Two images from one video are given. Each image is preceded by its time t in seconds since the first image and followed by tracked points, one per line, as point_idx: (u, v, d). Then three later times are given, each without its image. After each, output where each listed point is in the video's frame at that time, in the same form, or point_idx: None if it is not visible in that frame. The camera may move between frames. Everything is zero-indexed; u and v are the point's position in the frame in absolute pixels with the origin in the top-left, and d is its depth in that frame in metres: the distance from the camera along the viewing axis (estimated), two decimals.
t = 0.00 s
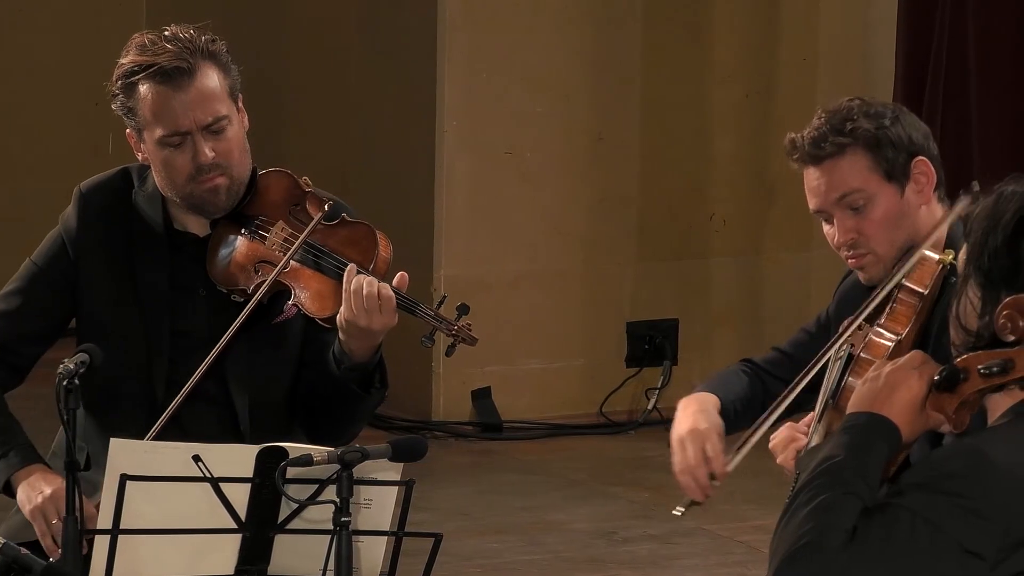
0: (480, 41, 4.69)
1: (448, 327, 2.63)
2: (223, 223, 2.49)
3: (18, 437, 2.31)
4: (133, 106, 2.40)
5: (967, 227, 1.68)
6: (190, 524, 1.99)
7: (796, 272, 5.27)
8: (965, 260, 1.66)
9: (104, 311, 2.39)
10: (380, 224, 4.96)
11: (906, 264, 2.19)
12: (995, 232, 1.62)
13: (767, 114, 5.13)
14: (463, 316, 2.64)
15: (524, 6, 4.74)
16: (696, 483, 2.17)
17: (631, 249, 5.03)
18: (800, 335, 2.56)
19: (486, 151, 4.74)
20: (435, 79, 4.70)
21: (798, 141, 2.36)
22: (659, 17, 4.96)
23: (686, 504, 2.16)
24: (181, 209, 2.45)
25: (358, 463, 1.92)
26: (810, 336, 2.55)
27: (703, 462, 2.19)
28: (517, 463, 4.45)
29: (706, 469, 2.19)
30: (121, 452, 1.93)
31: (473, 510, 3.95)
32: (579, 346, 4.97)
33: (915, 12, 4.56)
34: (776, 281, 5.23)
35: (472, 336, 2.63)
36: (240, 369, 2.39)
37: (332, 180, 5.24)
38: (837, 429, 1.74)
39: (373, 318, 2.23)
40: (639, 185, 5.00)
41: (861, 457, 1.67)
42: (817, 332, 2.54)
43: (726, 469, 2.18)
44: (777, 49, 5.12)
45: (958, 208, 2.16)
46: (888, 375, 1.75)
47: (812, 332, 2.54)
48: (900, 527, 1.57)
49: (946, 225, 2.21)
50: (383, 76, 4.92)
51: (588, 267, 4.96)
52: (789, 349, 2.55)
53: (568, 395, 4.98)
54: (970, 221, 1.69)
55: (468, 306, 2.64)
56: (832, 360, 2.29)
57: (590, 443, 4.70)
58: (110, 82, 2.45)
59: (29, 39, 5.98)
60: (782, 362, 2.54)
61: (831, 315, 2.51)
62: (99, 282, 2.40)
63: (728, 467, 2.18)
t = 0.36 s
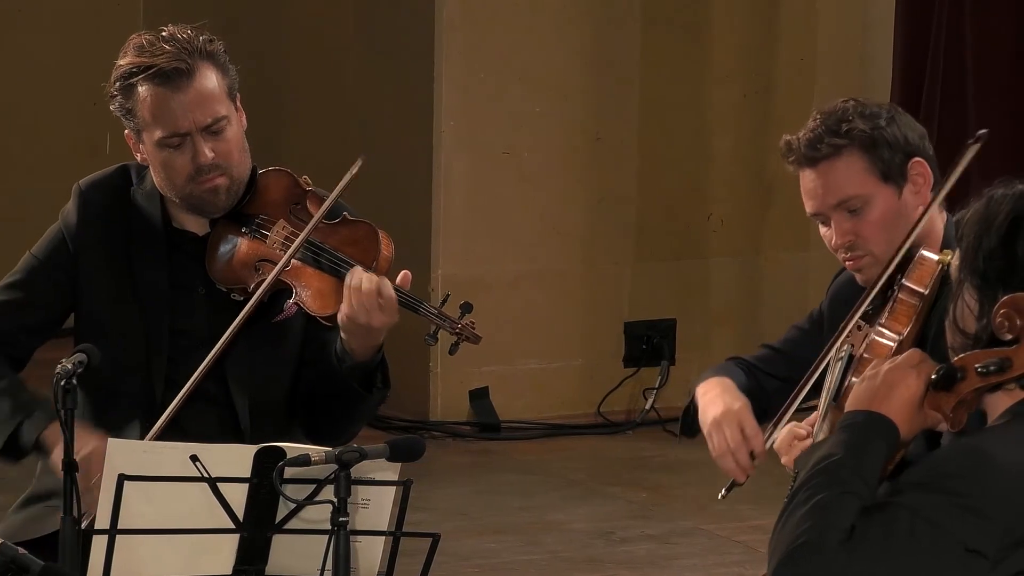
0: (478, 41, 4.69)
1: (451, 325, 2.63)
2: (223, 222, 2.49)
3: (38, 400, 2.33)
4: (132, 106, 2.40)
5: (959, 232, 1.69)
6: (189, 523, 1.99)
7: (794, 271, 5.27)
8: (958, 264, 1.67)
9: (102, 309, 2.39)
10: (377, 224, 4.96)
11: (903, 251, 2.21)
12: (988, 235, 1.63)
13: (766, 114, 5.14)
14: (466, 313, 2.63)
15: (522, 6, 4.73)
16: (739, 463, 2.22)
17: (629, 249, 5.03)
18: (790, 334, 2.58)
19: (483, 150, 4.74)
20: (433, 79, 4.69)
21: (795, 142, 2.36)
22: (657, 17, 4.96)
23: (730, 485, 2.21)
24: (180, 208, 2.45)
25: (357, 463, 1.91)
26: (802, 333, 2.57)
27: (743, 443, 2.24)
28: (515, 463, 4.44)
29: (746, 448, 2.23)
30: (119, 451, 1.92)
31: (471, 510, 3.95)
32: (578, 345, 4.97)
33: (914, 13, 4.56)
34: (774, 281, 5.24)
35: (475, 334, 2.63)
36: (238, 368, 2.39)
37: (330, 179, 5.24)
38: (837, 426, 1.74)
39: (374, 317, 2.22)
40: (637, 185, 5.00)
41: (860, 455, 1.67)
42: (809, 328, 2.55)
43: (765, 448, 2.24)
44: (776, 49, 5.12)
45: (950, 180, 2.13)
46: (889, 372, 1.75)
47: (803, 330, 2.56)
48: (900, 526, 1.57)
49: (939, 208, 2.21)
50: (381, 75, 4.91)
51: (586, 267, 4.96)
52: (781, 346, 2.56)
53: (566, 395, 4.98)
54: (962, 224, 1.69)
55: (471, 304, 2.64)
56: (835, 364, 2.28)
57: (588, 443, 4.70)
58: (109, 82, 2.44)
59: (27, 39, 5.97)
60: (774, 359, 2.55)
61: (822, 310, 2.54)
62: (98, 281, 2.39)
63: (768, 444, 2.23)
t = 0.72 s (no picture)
0: (477, 41, 4.68)
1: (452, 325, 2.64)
2: (222, 223, 2.50)
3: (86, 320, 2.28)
4: (132, 108, 2.40)
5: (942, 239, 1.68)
6: (190, 523, 1.99)
7: (794, 271, 5.28)
8: (943, 270, 1.66)
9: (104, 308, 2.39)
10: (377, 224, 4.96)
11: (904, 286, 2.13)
12: (971, 237, 1.62)
13: (766, 114, 5.14)
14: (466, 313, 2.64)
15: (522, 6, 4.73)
16: (737, 442, 2.26)
17: (629, 249, 5.03)
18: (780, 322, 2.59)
19: (483, 150, 4.74)
20: (432, 79, 4.69)
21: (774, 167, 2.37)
22: (657, 17, 4.96)
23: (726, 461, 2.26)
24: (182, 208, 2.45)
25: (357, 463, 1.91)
26: (792, 322, 2.57)
27: (747, 420, 2.28)
28: (515, 463, 4.44)
29: (748, 428, 2.27)
30: (119, 451, 1.93)
31: (471, 510, 3.95)
32: (578, 345, 4.97)
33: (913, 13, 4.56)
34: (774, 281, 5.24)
35: (475, 334, 2.64)
36: (238, 369, 2.38)
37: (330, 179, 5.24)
38: (837, 429, 1.75)
39: (373, 312, 2.23)
40: (637, 185, 5.00)
41: (863, 458, 1.68)
42: (800, 318, 2.56)
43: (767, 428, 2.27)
44: (775, 49, 5.13)
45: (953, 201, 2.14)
46: (888, 374, 1.74)
47: (794, 320, 2.57)
48: (906, 529, 1.58)
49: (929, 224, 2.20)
50: (382, 75, 4.91)
51: (586, 267, 4.96)
52: (770, 333, 2.57)
53: (565, 395, 4.98)
54: (946, 230, 1.69)
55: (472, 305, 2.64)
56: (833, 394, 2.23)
57: (588, 443, 4.70)
58: (109, 83, 2.44)
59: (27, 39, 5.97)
60: (764, 345, 2.56)
61: (814, 302, 2.54)
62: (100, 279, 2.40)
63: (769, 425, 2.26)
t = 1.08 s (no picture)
0: (477, 41, 4.69)
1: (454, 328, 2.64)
2: (223, 224, 2.51)
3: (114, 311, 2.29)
4: (133, 109, 2.40)
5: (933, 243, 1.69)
6: (190, 522, 1.99)
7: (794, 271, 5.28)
8: (935, 273, 1.67)
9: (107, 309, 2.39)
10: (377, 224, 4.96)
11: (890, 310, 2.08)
12: (962, 237, 1.63)
13: (765, 114, 5.14)
14: (468, 317, 2.65)
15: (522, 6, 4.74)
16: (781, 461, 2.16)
17: (629, 249, 5.03)
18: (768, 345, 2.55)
19: (483, 150, 4.74)
20: (432, 79, 4.69)
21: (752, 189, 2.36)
22: (657, 17, 4.96)
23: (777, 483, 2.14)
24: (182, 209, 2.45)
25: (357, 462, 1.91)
26: (780, 343, 2.54)
27: (784, 438, 2.18)
28: (515, 463, 4.44)
29: (787, 445, 2.18)
30: (119, 451, 1.93)
31: (471, 510, 3.95)
32: (578, 345, 4.98)
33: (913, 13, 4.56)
34: (774, 281, 5.25)
35: (478, 337, 2.64)
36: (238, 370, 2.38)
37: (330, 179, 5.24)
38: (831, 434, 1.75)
39: (376, 314, 2.23)
40: (637, 185, 5.00)
41: (857, 463, 1.68)
42: (788, 338, 2.52)
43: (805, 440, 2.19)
44: (775, 49, 5.13)
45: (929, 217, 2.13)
46: (882, 377, 1.75)
47: (782, 340, 2.53)
48: (898, 534, 1.57)
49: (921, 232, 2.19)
50: (382, 74, 4.91)
51: (586, 267, 4.96)
52: (761, 357, 2.53)
53: (565, 395, 4.98)
54: (938, 233, 1.69)
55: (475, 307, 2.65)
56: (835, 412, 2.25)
57: (588, 442, 4.71)
58: (109, 84, 2.44)
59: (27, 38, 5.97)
60: (755, 370, 2.51)
61: (799, 319, 2.52)
62: (104, 278, 2.40)
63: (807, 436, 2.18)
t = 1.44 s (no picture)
0: (477, 41, 4.68)
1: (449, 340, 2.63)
2: (223, 225, 2.50)
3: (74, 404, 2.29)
4: (135, 111, 2.40)
5: (935, 244, 1.68)
6: (190, 522, 1.99)
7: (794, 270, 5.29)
8: (936, 273, 1.67)
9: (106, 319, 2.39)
10: (377, 223, 4.95)
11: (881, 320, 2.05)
12: (964, 237, 1.63)
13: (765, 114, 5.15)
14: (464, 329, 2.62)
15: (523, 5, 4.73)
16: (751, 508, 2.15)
17: (629, 248, 5.03)
18: (759, 359, 2.55)
19: (483, 150, 4.74)
20: (433, 79, 4.69)
21: (742, 193, 2.35)
22: (658, 17, 4.96)
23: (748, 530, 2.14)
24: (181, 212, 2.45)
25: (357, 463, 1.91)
26: (770, 357, 2.54)
27: (756, 485, 2.17)
28: (515, 463, 4.44)
29: (756, 492, 2.17)
30: (119, 452, 1.92)
31: (471, 510, 3.95)
32: (578, 345, 4.98)
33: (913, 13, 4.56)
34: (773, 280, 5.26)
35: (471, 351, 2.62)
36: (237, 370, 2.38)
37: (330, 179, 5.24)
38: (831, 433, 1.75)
39: (376, 327, 2.20)
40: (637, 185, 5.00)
41: (857, 464, 1.68)
42: (778, 352, 2.52)
43: (776, 485, 2.16)
44: (775, 49, 5.13)
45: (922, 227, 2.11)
46: (883, 378, 1.74)
47: (772, 354, 2.54)
48: (896, 535, 1.57)
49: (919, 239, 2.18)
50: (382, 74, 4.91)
51: (586, 267, 4.96)
52: (752, 373, 2.54)
53: (565, 395, 4.98)
54: (939, 231, 1.69)
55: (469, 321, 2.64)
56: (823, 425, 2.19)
57: (588, 442, 4.71)
58: (111, 85, 2.44)
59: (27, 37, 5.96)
60: (745, 388, 2.53)
61: (788, 330, 2.51)
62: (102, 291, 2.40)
63: (778, 482, 2.16)
